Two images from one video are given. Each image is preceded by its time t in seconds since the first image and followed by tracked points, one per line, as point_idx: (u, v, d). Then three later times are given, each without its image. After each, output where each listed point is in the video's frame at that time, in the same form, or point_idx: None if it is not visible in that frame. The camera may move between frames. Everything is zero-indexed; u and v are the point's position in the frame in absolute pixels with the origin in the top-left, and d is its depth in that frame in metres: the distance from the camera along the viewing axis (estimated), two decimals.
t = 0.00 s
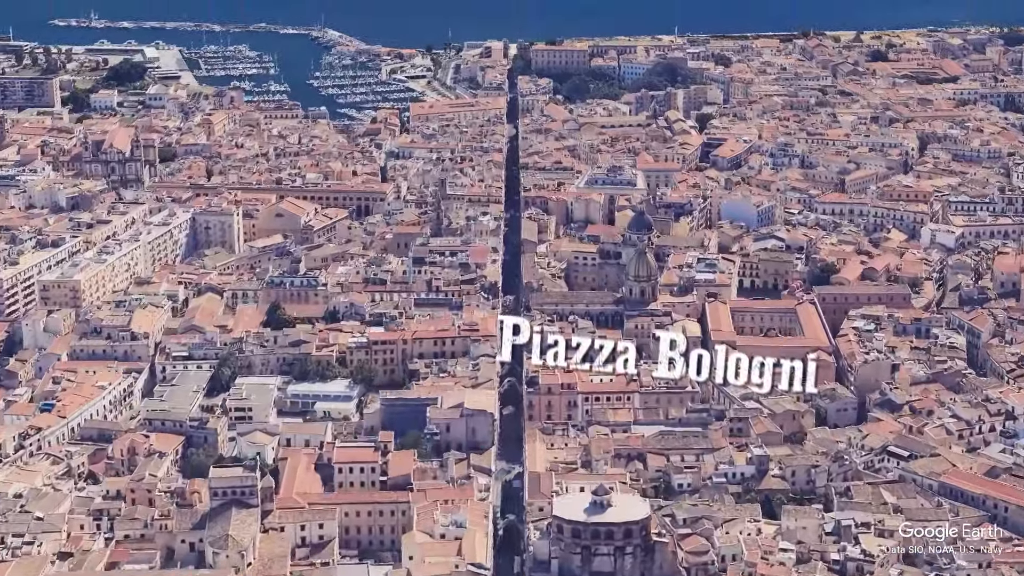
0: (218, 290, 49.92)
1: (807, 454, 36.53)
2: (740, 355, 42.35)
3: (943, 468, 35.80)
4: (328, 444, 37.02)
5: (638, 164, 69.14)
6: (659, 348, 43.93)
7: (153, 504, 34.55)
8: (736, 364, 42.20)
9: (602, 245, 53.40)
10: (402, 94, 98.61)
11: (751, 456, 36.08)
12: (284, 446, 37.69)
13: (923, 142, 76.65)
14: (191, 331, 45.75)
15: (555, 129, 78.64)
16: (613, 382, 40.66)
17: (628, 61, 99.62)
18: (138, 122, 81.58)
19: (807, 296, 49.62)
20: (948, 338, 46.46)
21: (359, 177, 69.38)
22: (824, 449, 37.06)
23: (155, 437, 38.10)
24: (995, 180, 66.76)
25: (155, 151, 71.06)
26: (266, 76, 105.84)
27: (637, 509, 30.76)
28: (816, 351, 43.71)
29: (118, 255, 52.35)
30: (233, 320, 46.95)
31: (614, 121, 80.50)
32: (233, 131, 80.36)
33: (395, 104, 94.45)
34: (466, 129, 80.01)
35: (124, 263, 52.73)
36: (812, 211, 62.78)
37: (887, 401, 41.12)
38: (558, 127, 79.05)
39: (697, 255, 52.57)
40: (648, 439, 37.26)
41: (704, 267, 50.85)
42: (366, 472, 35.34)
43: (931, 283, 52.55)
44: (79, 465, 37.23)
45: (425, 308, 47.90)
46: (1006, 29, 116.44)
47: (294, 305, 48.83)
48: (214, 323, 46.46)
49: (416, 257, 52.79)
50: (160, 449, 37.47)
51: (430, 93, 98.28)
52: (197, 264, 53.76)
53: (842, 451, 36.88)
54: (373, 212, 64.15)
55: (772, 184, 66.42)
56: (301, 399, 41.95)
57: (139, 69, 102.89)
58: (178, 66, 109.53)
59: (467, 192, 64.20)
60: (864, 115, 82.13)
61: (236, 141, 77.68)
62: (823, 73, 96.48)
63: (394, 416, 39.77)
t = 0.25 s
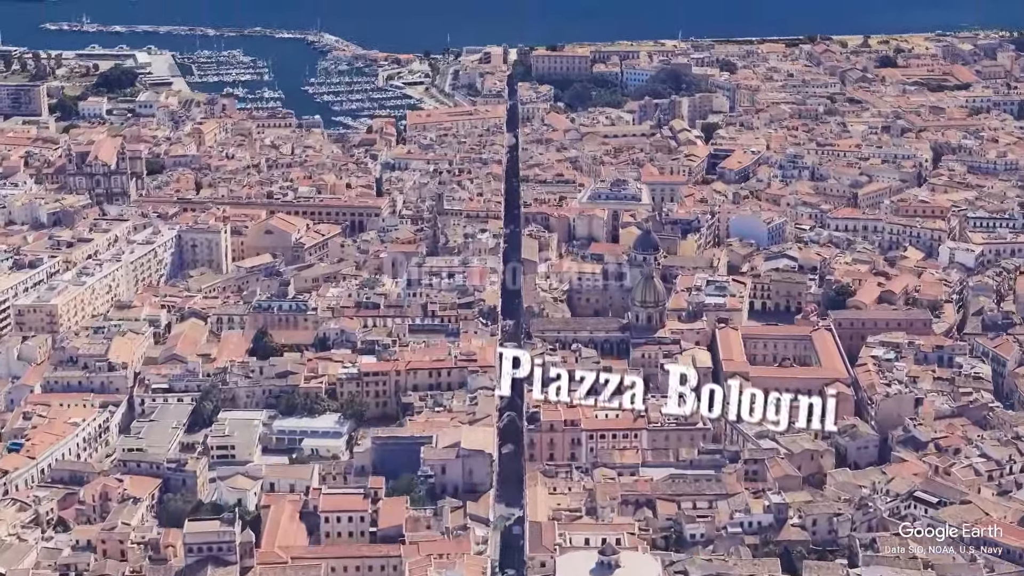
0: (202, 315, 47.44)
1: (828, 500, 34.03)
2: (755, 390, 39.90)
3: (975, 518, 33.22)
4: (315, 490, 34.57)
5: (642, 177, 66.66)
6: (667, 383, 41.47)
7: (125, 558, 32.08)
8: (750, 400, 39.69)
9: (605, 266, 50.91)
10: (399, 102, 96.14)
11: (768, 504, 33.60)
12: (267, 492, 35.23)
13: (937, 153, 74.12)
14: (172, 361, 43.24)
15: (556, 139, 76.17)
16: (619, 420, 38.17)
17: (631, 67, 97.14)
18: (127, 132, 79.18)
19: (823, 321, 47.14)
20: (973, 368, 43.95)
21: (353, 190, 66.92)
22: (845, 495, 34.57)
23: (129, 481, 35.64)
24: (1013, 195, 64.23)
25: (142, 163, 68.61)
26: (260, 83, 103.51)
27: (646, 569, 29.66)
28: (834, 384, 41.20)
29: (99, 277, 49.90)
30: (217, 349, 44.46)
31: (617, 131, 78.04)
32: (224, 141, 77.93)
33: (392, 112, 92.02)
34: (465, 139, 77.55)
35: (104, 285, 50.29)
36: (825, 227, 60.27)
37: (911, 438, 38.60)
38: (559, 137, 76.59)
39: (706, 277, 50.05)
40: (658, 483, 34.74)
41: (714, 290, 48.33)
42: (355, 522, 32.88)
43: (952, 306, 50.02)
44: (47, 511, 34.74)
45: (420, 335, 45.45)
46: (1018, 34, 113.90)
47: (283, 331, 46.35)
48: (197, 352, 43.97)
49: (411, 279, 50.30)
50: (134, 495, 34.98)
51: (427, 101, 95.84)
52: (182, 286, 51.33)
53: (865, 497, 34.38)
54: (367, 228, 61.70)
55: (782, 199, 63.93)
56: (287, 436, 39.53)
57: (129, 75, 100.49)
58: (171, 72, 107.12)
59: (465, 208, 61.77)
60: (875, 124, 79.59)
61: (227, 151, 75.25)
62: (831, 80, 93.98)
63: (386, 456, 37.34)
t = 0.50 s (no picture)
0: (184, 343, 44.93)
1: (853, 555, 31.48)
2: (772, 431, 37.47)
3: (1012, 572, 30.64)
4: (300, 544, 32.28)
5: (647, 190, 64.20)
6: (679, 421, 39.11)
7: None
8: (767, 440, 37.23)
9: (610, 289, 48.38)
10: (396, 110, 93.72)
11: (789, 559, 31.05)
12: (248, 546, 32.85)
13: (951, 164, 71.63)
14: (151, 394, 40.72)
15: (557, 150, 73.74)
16: (627, 463, 35.67)
17: (634, 74, 94.69)
18: (114, 142, 76.76)
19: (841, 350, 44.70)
20: (1001, 400, 41.40)
21: (347, 205, 64.47)
22: (872, 547, 32.01)
23: (100, 531, 33.14)
24: None
25: (128, 175, 66.17)
26: (254, 89, 101.15)
27: None
28: (855, 421, 38.74)
29: (76, 301, 47.41)
30: (199, 381, 41.95)
31: (620, 141, 75.57)
32: (215, 152, 75.49)
33: (389, 120, 89.59)
34: (463, 149, 75.12)
35: (82, 309, 47.80)
36: (838, 244, 57.78)
37: (939, 480, 36.04)
38: (560, 148, 74.11)
39: (716, 300, 47.52)
40: (669, 536, 32.21)
41: (725, 315, 45.85)
42: None
43: (975, 331, 47.51)
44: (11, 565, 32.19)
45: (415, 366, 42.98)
46: None
47: (270, 361, 43.85)
48: (177, 385, 41.47)
49: (405, 302, 47.78)
50: (105, 547, 32.49)
51: (425, 109, 93.40)
52: (165, 309, 48.81)
53: (892, 550, 31.83)
54: (361, 245, 59.25)
55: (793, 214, 61.45)
56: (272, 477, 37.04)
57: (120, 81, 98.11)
58: (162, 78, 104.74)
59: (463, 224, 59.33)
60: (887, 134, 77.12)
61: (217, 163, 72.85)
62: (840, 88, 91.56)
63: (377, 502, 34.86)
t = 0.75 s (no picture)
0: (165, 374, 42.48)
1: None
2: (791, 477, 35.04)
3: None
4: None
5: (652, 205, 61.74)
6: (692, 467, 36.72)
7: None
8: (786, 488, 34.79)
9: (615, 314, 45.90)
10: (393, 118, 91.29)
11: None
12: None
13: (967, 177, 69.15)
14: (128, 432, 38.27)
15: (559, 162, 71.28)
16: (635, 511, 33.18)
17: (637, 80, 92.26)
18: (101, 153, 74.31)
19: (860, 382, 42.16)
20: None
21: (340, 221, 62.02)
22: None
23: None
24: None
25: (113, 189, 63.73)
26: (247, 96, 98.70)
27: None
28: (879, 463, 36.24)
29: (52, 327, 44.94)
30: (179, 417, 39.50)
31: (623, 152, 73.11)
32: (205, 163, 73.04)
33: (386, 129, 87.21)
34: (461, 160, 72.67)
35: (58, 336, 45.33)
36: (852, 264, 55.29)
37: (969, 529, 33.51)
38: (561, 160, 71.61)
39: (726, 327, 45.04)
40: None
41: (737, 344, 43.36)
42: None
43: (1000, 359, 44.98)
44: None
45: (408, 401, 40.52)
46: None
47: (255, 394, 41.39)
48: (156, 421, 39.01)
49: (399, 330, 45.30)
50: None
51: (423, 118, 90.99)
52: (145, 335, 46.34)
53: None
54: (354, 264, 56.79)
55: (805, 231, 58.97)
56: (254, 524, 34.56)
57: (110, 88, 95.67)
58: (154, 84, 102.30)
59: (461, 242, 56.87)
60: (899, 145, 74.65)
61: (206, 175, 70.40)
62: (849, 95, 89.12)
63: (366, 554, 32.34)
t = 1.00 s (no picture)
0: (143, 409, 40.00)
1: None
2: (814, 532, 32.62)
3: None
4: None
5: (658, 222, 59.25)
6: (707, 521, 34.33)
7: None
8: (808, 544, 32.37)
9: (620, 343, 43.43)
10: (389, 126, 88.84)
11: None
12: None
13: (984, 190, 66.64)
14: (101, 475, 35.78)
15: (560, 174, 68.82)
16: (644, 565, 30.63)
17: (641, 87, 89.77)
18: (86, 165, 71.88)
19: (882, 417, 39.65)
20: None
21: (333, 238, 59.56)
22: None
23: None
24: None
25: (97, 204, 61.29)
26: (240, 103, 96.30)
27: None
28: (907, 512, 33.74)
29: (24, 357, 42.47)
30: (155, 458, 37.03)
31: (626, 163, 70.64)
32: (193, 176, 70.61)
33: (382, 139, 84.82)
34: (459, 172, 70.20)
35: (31, 365, 42.87)
36: (869, 285, 52.76)
37: None
38: (562, 172, 69.14)
39: (739, 356, 42.52)
40: None
41: (751, 376, 40.85)
42: None
43: None
44: None
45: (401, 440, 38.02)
46: None
47: (239, 431, 38.91)
48: (131, 462, 36.53)
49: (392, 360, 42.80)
50: None
51: (420, 126, 88.56)
52: (124, 365, 43.90)
53: None
54: (346, 284, 54.31)
55: (818, 249, 56.45)
56: None
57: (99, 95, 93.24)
58: (145, 91, 99.88)
59: (459, 261, 54.42)
60: (912, 156, 72.16)
61: (194, 188, 67.95)
62: (859, 103, 86.66)
63: None
